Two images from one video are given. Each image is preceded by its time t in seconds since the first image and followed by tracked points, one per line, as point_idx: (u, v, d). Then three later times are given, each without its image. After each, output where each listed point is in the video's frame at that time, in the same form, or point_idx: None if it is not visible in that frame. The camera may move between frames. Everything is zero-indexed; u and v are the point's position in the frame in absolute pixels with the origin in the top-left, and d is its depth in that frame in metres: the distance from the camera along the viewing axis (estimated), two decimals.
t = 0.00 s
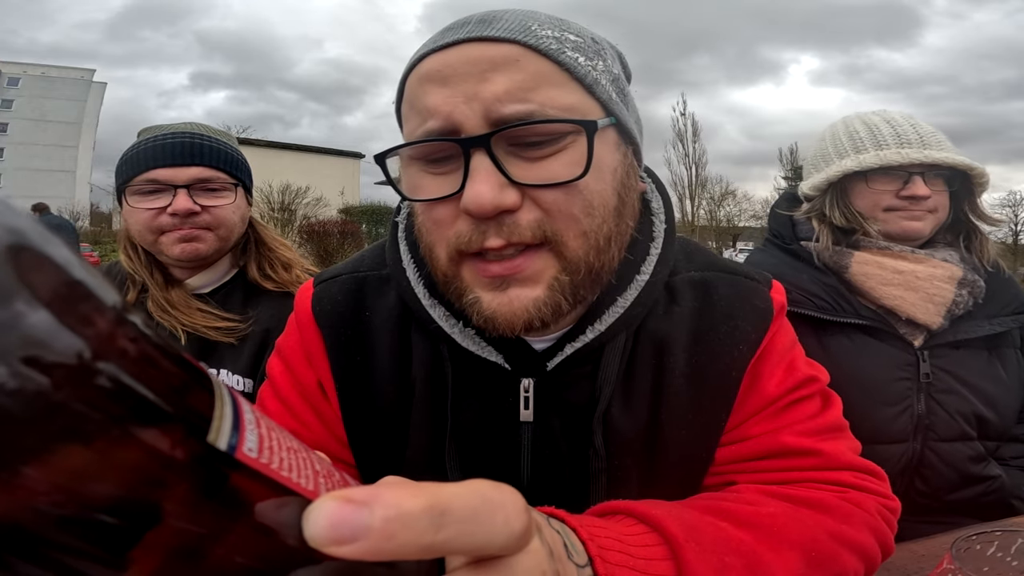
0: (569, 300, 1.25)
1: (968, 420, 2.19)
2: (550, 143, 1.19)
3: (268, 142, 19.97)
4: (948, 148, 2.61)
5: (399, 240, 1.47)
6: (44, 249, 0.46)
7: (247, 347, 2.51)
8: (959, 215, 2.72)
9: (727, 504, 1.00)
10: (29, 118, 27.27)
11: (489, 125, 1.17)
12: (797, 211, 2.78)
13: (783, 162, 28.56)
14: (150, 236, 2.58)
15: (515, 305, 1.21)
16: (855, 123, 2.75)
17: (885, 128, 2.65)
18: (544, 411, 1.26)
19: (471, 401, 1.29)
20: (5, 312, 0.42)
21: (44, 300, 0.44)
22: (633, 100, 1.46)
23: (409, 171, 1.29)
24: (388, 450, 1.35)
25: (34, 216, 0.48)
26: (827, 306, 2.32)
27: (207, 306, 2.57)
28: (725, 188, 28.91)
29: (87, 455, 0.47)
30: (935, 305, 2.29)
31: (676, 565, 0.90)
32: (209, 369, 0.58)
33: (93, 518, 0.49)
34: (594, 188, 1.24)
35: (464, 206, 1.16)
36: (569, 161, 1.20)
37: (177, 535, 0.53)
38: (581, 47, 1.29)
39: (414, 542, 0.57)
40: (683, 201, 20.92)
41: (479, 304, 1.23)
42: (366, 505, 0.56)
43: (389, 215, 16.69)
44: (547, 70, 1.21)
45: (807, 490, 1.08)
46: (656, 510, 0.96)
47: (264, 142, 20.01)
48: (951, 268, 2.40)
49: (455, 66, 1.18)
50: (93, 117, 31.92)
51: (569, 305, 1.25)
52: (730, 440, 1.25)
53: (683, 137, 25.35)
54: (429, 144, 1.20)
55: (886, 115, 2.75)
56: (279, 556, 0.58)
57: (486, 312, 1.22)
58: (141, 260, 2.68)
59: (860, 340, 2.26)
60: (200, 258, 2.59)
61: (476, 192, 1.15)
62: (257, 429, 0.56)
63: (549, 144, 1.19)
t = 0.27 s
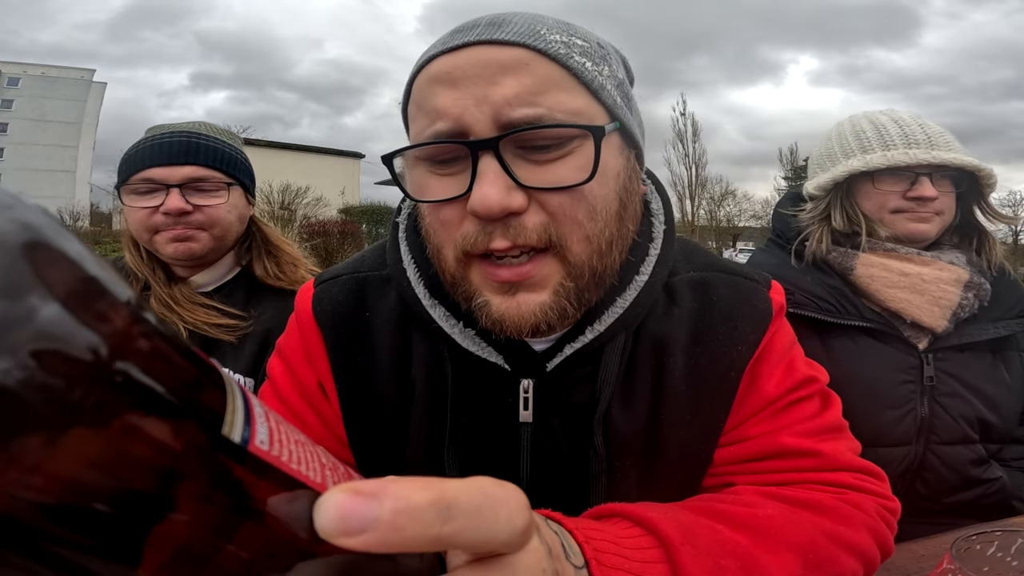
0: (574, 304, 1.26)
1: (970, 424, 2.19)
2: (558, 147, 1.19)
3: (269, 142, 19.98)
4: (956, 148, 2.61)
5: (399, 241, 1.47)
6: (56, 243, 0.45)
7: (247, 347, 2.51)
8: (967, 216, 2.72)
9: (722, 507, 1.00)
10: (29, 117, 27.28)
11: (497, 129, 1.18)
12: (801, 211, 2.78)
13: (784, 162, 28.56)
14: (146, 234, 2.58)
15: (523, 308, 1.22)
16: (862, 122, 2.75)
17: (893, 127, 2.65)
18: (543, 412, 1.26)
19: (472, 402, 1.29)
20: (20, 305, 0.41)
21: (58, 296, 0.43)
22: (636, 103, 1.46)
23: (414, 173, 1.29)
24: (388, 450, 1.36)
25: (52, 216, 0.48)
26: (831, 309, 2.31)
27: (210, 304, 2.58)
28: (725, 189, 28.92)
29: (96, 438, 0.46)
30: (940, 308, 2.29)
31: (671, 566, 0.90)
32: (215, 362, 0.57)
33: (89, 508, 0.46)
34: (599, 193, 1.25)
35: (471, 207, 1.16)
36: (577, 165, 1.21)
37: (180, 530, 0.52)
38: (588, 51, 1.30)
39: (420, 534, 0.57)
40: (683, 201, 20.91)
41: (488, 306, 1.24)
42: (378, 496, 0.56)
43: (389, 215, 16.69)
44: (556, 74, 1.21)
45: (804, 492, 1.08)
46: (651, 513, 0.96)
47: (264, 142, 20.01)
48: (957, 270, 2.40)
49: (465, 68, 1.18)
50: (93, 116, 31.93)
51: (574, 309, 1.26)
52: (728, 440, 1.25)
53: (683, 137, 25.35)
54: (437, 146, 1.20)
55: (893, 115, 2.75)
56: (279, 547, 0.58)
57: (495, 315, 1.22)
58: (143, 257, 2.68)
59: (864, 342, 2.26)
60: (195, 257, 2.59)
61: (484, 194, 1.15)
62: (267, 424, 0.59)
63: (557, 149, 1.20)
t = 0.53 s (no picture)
0: (569, 302, 1.24)
1: (972, 425, 2.19)
2: (556, 153, 1.19)
3: (269, 142, 19.98)
4: (955, 148, 2.61)
5: (398, 241, 1.47)
6: (45, 246, 0.45)
7: (250, 346, 2.51)
8: (969, 216, 2.72)
9: (723, 507, 1.00)
10: (29, 118, 27.28)
11: (497, 135, 1.17)
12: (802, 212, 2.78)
13: (783, 162, 28.56)
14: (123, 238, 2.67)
15: (518, 301, 1.21)
16: (861, 123, 2.75)
17: (890, 127, 2.65)
18: (542, 411, 1.26)
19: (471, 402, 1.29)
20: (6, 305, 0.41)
21: (48, 298, 0.43)
22: (634, 108, 1.46)
23: (415, 176, 1.29)
24: (388, 450, 1.36)
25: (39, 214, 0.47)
26: (833, 310, 2.31)
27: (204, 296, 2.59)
28: (725, 189, 28.92)
29: (103, 439, 0.47)
30: (942, 309, 2.29)
31: (673, 566, 0.90)
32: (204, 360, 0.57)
33: (92, 507, 0.47)
34: (597, 199, 1.25)
35: (471, 213, 1.16)
36: (575, 171, 1.21)
37: (183, 528, 0.53)
38: (588, 57, 1.30)
39: (410, 529, 0.57)
40: (684, 201, 20.92)
41: (487, 302, 1.23)
42: (367, 490, 0.56)
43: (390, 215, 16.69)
44: (556, 80, 1.21)
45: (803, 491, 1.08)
46: (654, 513, 0.96)
47: (264, 142, 20.01)
48: (959, 271, 2.40)
49: (465, 74, 1.18)
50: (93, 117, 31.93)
51: (571, 309, 1.25)
52: (727, 439, 1.25)
53: (683, 137, 25.35)
54: (437, 151, 1.20)
55: (891, 115, 2.75)
56: (270, 543, 0.58)
57: (493, 308, 1.22)
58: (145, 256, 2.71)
59: (866, 343, 2.26)
60: (161, 264, 2.62)
61: (485, 201, 1.15)
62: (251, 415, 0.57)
63: (556, 154, 1.19)
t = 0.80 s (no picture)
0: (579, 308, 1.26)
1: (970, 425, 2.20)
2: (565, 156, 1.19)
3: (269, 142, 19.97)
4: (953, 148, 2.60)
5: (400, 242, 1.48)
6: (49, 244, 0.44)
7: (251, 346, 2.51)
8: (969, 216, 2.71)
9: (725, 504, 1.01)
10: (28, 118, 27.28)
11: (507, 136, 1.17)
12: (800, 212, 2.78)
13: (783, 162, 28.57)
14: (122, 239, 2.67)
15: (530, 316, 1.23)
16: (858, 123, 2.75)
17: (888, 127, 2.65)
18: (543, 412, 1.26)
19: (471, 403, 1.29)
20: (11, 302, 0.40)
21: (52, 297, 0.43)
22: (641, 112, 1.46)
23: (421, 177, 1.29)
24: (389, 451, 1.36)
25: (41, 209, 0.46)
26: (830, 309, 2.31)
27: (204, 296, 2.60)
28: (724, 189, 28.94)
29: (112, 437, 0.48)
30: (940, 309, 2.29)
31: (675, 565, 0.90)
32: (206, 359, 0.57)
33: (98, 505, 0.47)
34: (605, 205, 1.25)
35: (479, 214, 1.16)
36: (582, 176, 1.20)
37: (184, 525, 0.53)
38: (596, 60, 1.30)
39: (410, 525, 0.57)
40: (683, 201, 20.93)
41: (494, 313, 1.25)
42: (368, 486, 0.56)
43: (389, 215, 16.69)
44: (565, 82, 1.21)
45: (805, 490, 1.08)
46: (656, 510, 0.96)
47: (264, 142, 20.00)
48: (956, 272, 2.40)
49: (475, 74, 1.18)
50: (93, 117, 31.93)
51: (580, 314, 1.26)
52: (727, 439, 1.25)
53: (682, 137, 25.36)
54: (444, 151, 1.20)
55: (889, 115, 2.75)
56: (278, 540, 0.59)
57: (501, 322, 1.24)
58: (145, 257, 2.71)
59: (864, 343, 2.26)
60: (160, 263, 2.61)
61: (493, 202, 1.15)
62: (251, 410, 0.58)
63: (563, 157, 1.19)
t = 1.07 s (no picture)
0: (580, 310, 1.25)
1: (970, 425, 2.20)
2: (573, 159, 1.20)
3: (268, 142, 19.97)
4: (952, 149, 2.60)
5: (402, 243, 1.48)
6: (29, 264, 0.43)
7: (252, 347, 2.51)
8: (968, 217, 2.71)
9: (725, 504, 1.01)
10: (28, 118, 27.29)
11: (514, 140, 1.18)
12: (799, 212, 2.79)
13: (783, 162, 28.57)
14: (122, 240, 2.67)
15: (528, 311, 1.22)
16: (857, 123, 2.75)
17: (887, 128, 2.65)
18: (544, 413, 1.26)
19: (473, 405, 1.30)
20: None
21: (37, 321, 0.42)
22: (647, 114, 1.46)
23: (423, 179, 1.28)
24: (390, 452, 1.36)
25: (14, 225, 0.45)
26: (829, 310, 2.31)
27: (205, 298, 2.60)
28: (724, 189, 28.94)
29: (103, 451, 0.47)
30: (938, 310, 2.28)
31: (673, 565, 0.90)
32: (197, 371, 0.58)
33: (91, 522, 0.48)
34: (610, 208, 1.25)
35: (486, 217, 1.16)
36: (590, 180, 1.21)
37: (176, 536, 0.53)
38: (604, 63, 1.30)
39: (409, 522, 0.57)
40: (683, 201, 20.93)
41: (494, 310, 1.23)
42: (367, 485, 0.56)
43: (389, 215, 16.69)
44: (574, 86, 1.21)
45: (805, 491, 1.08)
46: (654, 509, 0.96)
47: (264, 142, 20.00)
48: (954, 272, 2.40)
49: (483, 77, 1.18)
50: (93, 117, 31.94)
51: (580, 316, 1.26)
52: (727, 440, 1.25)
53: (682, 137, 25.36)
54: (449, 154, 1.20)
55: (888, 115, 2.75)
56: (271, 548, 0.59)
57: (500, 317, 1.23)
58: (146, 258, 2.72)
59: (863, 344, 2.26)
60: (160, 264, 2.61)
61: (500, 206, 1.15)
62: (247, 417, 0.59)
63: (571, 161, 1.20)
